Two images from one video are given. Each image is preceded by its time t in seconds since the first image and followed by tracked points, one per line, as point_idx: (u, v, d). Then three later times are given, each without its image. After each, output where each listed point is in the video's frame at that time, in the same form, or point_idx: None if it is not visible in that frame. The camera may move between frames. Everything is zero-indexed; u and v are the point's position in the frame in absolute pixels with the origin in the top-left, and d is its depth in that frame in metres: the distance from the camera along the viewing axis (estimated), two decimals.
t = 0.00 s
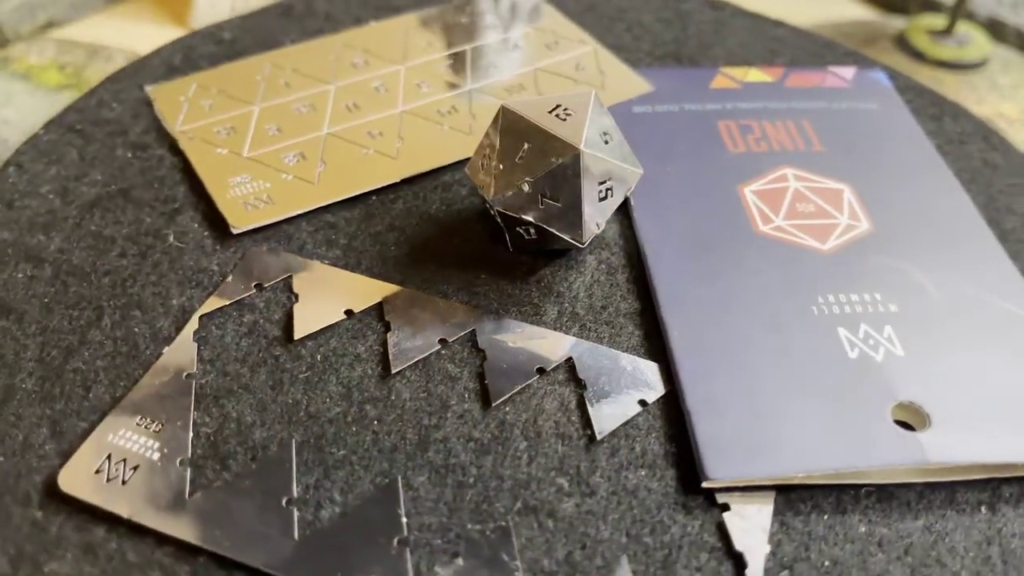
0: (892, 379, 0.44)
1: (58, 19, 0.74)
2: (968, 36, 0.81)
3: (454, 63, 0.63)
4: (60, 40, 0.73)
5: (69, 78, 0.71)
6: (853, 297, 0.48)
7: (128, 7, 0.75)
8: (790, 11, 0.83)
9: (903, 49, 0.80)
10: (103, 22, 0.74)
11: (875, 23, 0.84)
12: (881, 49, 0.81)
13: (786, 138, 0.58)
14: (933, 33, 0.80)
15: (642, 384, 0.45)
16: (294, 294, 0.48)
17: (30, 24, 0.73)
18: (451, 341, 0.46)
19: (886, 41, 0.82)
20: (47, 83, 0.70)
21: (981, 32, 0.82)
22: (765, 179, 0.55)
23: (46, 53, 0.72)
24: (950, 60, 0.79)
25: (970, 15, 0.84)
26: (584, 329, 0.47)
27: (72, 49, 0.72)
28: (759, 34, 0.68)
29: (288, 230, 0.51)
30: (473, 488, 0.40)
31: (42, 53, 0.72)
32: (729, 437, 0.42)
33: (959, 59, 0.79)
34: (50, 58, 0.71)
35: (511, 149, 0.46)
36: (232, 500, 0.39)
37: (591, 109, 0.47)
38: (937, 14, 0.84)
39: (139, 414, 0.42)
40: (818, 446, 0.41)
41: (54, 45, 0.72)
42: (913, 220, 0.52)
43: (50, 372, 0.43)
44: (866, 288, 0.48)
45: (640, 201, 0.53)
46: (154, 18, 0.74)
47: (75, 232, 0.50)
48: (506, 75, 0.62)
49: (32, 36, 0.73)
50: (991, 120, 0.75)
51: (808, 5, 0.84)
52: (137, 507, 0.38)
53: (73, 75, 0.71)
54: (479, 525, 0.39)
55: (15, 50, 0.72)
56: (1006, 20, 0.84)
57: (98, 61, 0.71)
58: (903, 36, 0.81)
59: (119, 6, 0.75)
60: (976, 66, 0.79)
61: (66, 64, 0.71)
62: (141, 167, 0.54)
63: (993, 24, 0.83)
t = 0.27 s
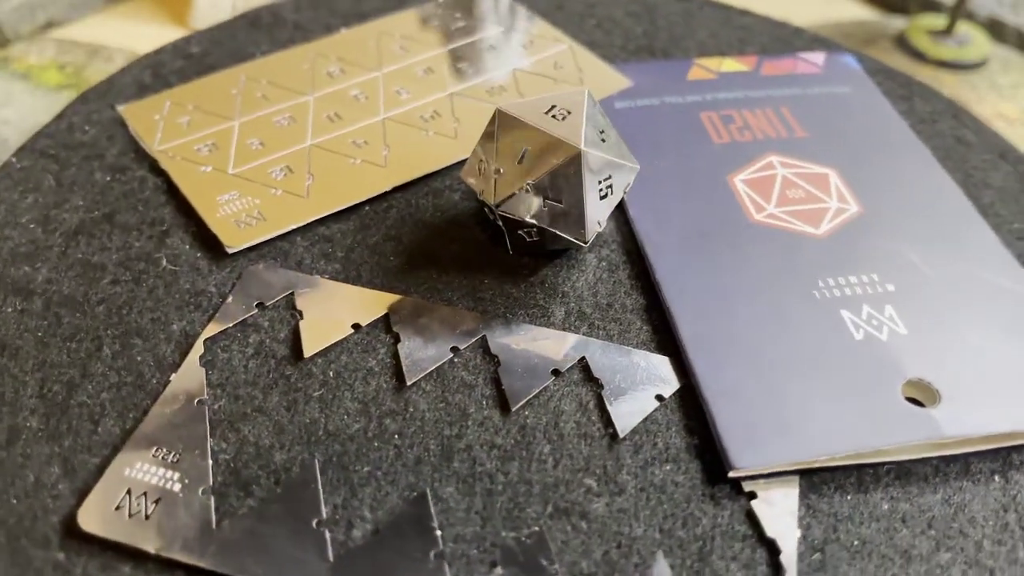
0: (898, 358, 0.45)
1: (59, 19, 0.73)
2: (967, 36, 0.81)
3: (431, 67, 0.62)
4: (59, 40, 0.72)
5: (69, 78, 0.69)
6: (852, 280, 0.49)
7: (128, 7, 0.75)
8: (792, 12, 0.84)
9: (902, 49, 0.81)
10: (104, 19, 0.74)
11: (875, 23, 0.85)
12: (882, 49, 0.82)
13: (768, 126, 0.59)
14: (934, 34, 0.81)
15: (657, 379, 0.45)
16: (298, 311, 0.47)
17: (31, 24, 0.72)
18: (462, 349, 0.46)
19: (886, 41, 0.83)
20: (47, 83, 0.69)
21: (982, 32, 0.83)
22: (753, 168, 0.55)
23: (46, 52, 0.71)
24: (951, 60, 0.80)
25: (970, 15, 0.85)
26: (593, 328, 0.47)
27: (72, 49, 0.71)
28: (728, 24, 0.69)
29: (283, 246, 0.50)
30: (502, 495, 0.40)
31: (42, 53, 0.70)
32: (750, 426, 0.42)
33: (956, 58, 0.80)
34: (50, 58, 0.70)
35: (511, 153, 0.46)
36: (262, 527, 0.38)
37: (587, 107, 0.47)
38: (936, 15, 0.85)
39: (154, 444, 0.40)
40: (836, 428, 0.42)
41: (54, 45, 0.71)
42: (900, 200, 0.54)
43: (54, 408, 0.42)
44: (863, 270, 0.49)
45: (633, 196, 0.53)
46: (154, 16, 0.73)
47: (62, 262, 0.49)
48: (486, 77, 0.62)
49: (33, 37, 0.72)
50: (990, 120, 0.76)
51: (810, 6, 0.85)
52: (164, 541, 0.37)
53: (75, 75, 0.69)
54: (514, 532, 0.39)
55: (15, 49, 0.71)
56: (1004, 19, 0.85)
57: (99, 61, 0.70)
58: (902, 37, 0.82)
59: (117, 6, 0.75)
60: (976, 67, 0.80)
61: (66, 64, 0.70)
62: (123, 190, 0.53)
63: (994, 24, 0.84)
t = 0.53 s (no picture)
0: (902, 337, 0.46)
1: (59, 19, 0.71)
2: (969, 36, 0.77)
3: (408, 73, 0.62)
4: (59, 40, 0.69)
5: (69, 79, 0.67)
6: (848, 262, 0.49)
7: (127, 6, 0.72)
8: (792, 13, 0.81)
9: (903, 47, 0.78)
10: (103, 19, 0.71)
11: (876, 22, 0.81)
12: (882, 49, 0.78)
13: (749, 115, 0.59)
14: (936, 32, 0.77)
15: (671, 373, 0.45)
16: (305, 328, 0.46)
17: (31, 24, 0.69)
18: (475, 355, 0.45)
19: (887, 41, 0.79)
20: (47, 83, 0.66)
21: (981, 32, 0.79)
22: (739, 158, 0.56)
23: (46, 52, 0.68)
24: (953, 60, 0.75)
25: (970, 15, 0.80)
26: (602, 327, 0.48)
27: (72, 49, 0.69)
28: (696, 15, 0.70)
29: (280, 262, 0.49)
30: (533, 499, 0.40)
31: (41, 53, 0.68)
32: (769, 413, 0.43)
33: (959, 58, 0.76)
34: (50, 58, 0.68)
35: (510, 156, 0.46)
36: (295, 551, 0.38)
37: (582, 107, 0.47)
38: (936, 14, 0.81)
39: (173, 475, 0.40)
40: (852, 410, 0.43)
41: (53, 44, 0.69)
42: (884, 182, 0.55)
43: (63, 444, 0.41)
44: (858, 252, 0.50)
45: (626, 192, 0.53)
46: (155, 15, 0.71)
47: (51, 292, 0.47)
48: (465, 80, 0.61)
49: (32, 37, 0.69)
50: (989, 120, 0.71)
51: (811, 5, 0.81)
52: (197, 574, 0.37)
53: (75, 75, 0.67)
54: (548, 536, 0.39)
55: (15, 49, 0.68)
56: (1004, 19, 0.80)
57: (99, 60, 0.68)
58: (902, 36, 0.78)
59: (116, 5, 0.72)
60: (976, 67, 0.76)
61: (66, 64, 0.68)
62: (107, 214, 0.51)
63: (995, 25, 0.80)
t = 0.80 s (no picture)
0: (903, 316, 0.47)
1: (59, 19, 0.68)
2: (970, 36, 0.74)
3: (387, 79, 0.61)
4: (59, 40, 0.67)
5: (69, 78, 0.65)
6: (842, 245, 0.50)
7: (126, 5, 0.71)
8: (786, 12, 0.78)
9: (903, 48, 0.74)
10: (103, 19, 0.69)
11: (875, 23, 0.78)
12: (882, 48, 0.75)
13: (730, 105, 0.60)
14: (935, 33, 0.74)
15: (683, 366, 0.46)
16: (314, 345, 0.45)
17: (30, 24, 0.67)
18: (488, 361, 0.45)
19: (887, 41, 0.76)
20: (48, 83, 0.64)
21: (981, 32, 0.75)
22: (725, 148, 0.56)
23: (46, 52, 0.66)
24: (952, 60, 0.72)
25: (970, 15, 0.77)
26: (610, 325, 0.48)
27: (72, 48, 0.66)
28: (665, 8, 0.70)
29: (279, 279, 0.48)
30: (563, 502, 0.40)
31: (41, 53, 0.66)
32: (785, 400, 0.43)
33: (959, 58, 0.72)
34: (50, 57, 0.66)
35: (510, 159, 0.46)
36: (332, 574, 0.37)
37: (578, 106, 0.47)
38: (937, 14, 0.78)
39: (198, 504, 0.39)
40: (864, 390, 0.44)
41: (54, 45, 0.67)
42: (868, 164, 0.56)
43: (78, 481, 0.40)
44: (851, 235, 0.51)
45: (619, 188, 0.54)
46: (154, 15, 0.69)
47: (45, 325, 0.46)
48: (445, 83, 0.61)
49: (31, 36, 0.67)
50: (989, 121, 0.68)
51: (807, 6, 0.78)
52: None
53: (75, 74, 0.65)
54: (582, 538, 0.39)
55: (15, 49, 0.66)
56: (1005, 19, 0.76)
57: (99, 60, 0.66)
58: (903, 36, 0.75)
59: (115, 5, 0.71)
60: (977, 68, 0.73)
61: (66, 64, 0.65)
62: (93, 240, 0.50)
63: (995, 24, 0.76)
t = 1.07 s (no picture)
0: (901, 294, 0.48)
1: (59, 19, 0.67)
2: (970, 36, 0.74)
3: (366, 86, 0.60)
4: (60, 40, 0.66)
5: (69, 78, 0.63)
6: (835, 229, 0.51)
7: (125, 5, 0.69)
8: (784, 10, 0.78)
9: (902, 49, 0.75)
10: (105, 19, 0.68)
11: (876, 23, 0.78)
12: (882, 47, 0.75)
13: (709, 96, 0.61)
14: (935, 33, 0.74)
15: (693, 358, 0.46)
16: (326, 362, 0.45)
17: (30, 23, 0.65)
18: (501, 366, 0.45)
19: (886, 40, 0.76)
20: (48, 83, 0.63)
21: (980, 32, 0.75)
22: (710, 139, 0.57)
23: (45, 52, 0.65)
24: (953, 59, 0.73)
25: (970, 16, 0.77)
26: (617, 321, 0.48)
27: (73, 48, 0.65)
28: (634, 2, 0.71)
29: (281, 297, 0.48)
30: (594, 503, 0.41)
31: (42, 53, 0.65)
32: (800, 384, 0.44)
33: (959, 58, 0.73)
34: (50, 58, 0.64)
35: (509, 163, 0.46)
36: None
37: (571, 106, 0.47)
38: (936, 14, 0.78)
39: (227, 534, 0.38)
40: (873, 369, 0.44)
41: (54, 44, 0.65)
42: (849, 148, 0.57)
43: (99, 518, 0.39)
44: (842, 218, 0.52)
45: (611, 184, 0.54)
46: (156, 16, 0.68)
47: (42, 360, 0.44)
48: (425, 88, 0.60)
49: (31, 36, 0.66)
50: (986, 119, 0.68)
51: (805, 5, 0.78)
52: None
53: (75, 74, 0.64)
54: (616, 537, 0.40)
55: (15, 49, 0.65)
56: (1004, 19, 0.77)
57: (99, 61, 0.65)
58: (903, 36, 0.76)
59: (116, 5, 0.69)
60: (977, 69, 0.73)
61: (66, 64, 0.64)
62: (82, 268, 0.48)
63: (993, 24, 0.77)
